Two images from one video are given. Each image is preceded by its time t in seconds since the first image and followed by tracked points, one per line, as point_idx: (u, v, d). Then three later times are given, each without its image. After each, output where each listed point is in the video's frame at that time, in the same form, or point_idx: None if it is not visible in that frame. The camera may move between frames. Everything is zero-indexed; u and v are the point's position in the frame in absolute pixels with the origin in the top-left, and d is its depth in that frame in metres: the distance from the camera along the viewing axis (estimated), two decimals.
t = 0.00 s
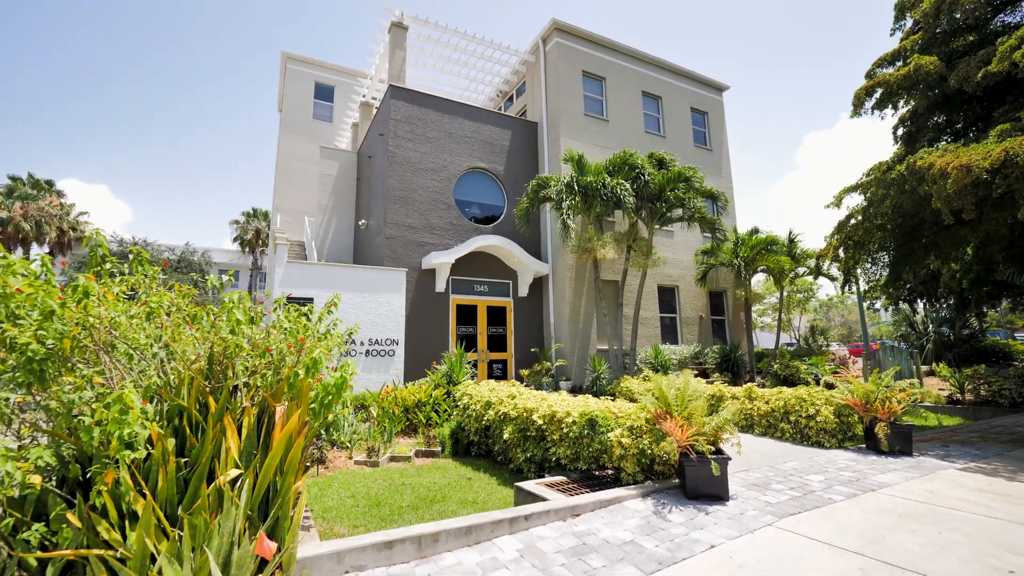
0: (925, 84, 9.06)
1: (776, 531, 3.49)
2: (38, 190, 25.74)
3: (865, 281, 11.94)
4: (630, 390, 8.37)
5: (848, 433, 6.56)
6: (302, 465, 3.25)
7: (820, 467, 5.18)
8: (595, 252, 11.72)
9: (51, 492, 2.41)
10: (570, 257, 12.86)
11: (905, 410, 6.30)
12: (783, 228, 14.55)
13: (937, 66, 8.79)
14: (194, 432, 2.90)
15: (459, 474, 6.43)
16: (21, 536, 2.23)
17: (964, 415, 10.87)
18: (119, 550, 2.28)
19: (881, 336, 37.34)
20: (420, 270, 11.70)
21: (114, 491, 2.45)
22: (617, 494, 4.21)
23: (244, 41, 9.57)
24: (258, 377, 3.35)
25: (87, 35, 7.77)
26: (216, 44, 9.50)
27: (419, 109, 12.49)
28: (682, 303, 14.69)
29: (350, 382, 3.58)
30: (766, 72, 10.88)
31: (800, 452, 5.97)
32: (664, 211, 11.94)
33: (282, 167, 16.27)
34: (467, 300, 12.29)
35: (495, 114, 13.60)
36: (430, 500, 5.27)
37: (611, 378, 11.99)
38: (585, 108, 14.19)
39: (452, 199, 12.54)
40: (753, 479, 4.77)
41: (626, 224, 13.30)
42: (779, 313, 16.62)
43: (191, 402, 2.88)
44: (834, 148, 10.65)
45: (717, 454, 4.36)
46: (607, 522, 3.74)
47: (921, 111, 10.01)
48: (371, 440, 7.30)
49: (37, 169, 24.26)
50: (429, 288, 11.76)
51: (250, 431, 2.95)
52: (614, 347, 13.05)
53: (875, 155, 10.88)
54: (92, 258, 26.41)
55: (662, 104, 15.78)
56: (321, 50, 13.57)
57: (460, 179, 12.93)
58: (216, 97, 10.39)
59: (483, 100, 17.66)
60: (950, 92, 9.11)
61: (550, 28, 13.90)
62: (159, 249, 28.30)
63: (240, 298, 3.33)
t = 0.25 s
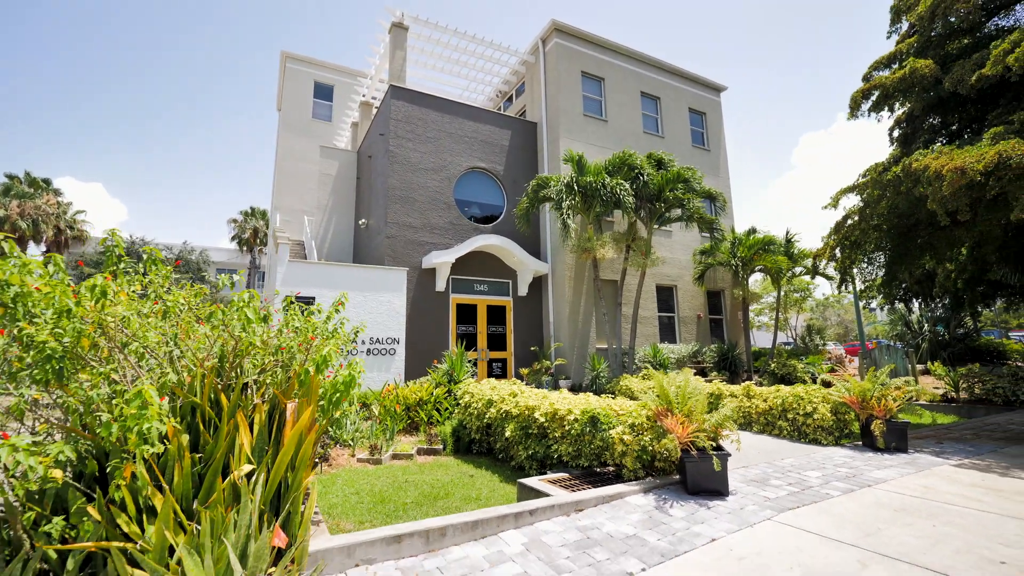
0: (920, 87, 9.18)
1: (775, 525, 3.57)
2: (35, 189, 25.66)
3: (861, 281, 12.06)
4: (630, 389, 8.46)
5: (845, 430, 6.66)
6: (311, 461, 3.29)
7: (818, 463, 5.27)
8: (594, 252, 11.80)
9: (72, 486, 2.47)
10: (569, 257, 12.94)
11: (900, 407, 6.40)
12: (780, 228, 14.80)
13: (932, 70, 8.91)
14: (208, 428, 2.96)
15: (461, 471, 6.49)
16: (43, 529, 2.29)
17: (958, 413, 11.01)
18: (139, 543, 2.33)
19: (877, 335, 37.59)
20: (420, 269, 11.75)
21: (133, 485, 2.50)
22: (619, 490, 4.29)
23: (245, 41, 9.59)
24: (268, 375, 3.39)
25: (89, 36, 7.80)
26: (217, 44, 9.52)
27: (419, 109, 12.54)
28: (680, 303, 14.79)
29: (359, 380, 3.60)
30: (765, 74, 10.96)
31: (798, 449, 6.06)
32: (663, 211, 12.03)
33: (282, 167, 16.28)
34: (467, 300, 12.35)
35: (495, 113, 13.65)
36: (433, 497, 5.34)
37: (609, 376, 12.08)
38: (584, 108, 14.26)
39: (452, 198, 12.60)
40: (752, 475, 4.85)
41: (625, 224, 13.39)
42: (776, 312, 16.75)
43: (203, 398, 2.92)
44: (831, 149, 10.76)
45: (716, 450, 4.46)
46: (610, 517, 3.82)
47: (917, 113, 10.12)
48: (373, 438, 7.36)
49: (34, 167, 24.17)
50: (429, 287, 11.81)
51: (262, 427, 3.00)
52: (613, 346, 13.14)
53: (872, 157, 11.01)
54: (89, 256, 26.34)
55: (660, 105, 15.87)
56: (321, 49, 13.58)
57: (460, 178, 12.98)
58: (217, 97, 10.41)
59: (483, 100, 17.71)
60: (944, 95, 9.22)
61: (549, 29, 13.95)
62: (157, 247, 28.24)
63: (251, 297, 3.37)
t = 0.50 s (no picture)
0: (916, 90, 9.31)
1: (775, 517, 3.67)
2: (32, 186, 25.54)
3: (857, 280, 12.20)
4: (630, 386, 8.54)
5: (842, 427, 6.77)
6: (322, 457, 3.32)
7: (816, 459, 5.38)
8: (594, 251, 11.88)
9: (94, 479, 2.53)
10: (568, 256, 13.02)
11: (897, 404, 6.51)
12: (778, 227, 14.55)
13: (927, 74, 9.04)
14: (223, 423, 3.02)
15: (463, 467, 6.56)
16: (68, 520, 2.35)
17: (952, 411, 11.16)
18: (161, 533, 2.39)
19: (873, 334, 37.84)
20: (420, 268, 11.81)
21: (153, 477, 2.56)
22: (622, 485, 4.38)
23: (246, 40, 9.59)
24: (279, 372, 3.42)
25: (88, 36, 7.82)
26: (218, 44, 9.53)
27: (420, 109, 12.58)
28: (678, 301, 14.90)
29: (367, 377, 3.62)
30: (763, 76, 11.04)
31: (796, 445, 6.17)
32: (662, 211, 12.12)
33: (281, 166, 16.31)
34: (467, 298, 12.42)
35: (495, 113, 13.71)
36: (438, 493, 5.42)
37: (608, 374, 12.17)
38: (583, 108, 14.33)
39: (452, 197, 12.66)
40: (751, 470, 4.94)
41: (624, 224, 13.48)
42: (773, 311, 16.89)
43: (218, 394, 2.97)
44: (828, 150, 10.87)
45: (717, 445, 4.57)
46: (614, 511, 3.90)
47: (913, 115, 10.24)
48: (376, 435, 7.42)
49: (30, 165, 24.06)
50: (429, 286, 11.87)
51: (274, 423, 3.05)
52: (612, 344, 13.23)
53: (868, 157, 11.11)
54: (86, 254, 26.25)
55: (659, 105, 15.95)
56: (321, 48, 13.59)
57: (460, 178, 13.03)
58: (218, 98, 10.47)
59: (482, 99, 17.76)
60: (940, 98, 9.32)
61: (549, 29, 14.03)
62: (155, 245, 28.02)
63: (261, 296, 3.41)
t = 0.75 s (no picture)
0: (912, 91, 9.41)
1: (775, 512, 3.74)
2: (29, 184, 25.47)
3: (854, 279, 12.31)
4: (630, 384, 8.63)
5: (840, 424, 6.86)
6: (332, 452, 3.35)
7: (814, 455, 5.46)
8: (593, 250, 11.95)
9: (111, 473, 2.58)
10: (568, 255, 13.08)
11: (893, 402, 6.60)
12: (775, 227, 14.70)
13: (923, 75, 9.14)
14: (235, 419, 3.06)
15: (466, 464, 6.63)
16: (88, 512, 2.39)
17: (947, 408, 11.29)
18: (179, 525, 2.43)
19: (868, 332, 38.12)
20: (420, 267, 11.86)
21: (170, 471, 2.60)
22: (625, 480, 4.45)
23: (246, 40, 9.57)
24: (289, 369, 3.44)
25: (91, 43, 7.87)
26: (218, 43, 9.51)
27: (420, 108, 12.61)
28: (677, 300, 14.99)
29: (376, 374, 3.65)
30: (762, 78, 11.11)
31: (794, 442, 6.26)
32: (661, 210, 12.20)
33: (281, 164, 16.31)
34: (467, 296, 12.47)
35: (494, 113, 13.73)
36: (441, 489, 5.48)
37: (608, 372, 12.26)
38: (583, 108, 14.39)
39: (452, 196, 12.70)
40: (750, 466, 5.03)
41: (623, 223, 13.55)
42: (770, 310, 17.02)
43: (230, 390, 3.00)
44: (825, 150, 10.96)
45: (717, 442, 4.66)
46: (617, 505, 3.98)
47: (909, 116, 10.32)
48: (379, 432, 7.48)
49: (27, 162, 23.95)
50: (429, 284, 11.91)
51: (286, 419, 3.08)
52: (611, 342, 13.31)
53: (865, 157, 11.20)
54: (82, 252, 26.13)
55: (657, 105, 16.02)
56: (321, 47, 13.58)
57: (460, 177, 13.07)
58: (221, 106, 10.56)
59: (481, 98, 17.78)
60: (936, 99, 9.40)
61: (549, 29, 14.08)
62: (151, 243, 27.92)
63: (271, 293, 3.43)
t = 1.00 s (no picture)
0: (907, 94, 9.54)
1: (774, 505, 3.83)
2: (21, 180, 25.23)
3: (850, 277, 12.45)
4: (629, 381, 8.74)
5: (836, 421, 6.98)
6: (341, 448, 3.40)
7: (810, 451, 5.57)
8: (592, 249, 12.02)
9: (129, 467, 2.62)
10: (566, 253, 13.15)
11: (888, 398, 6.73)
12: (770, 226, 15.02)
13: (918, 78, 9.28)
14: (246, 414, 3.11)
15: (467, 461, 6.69)
16: (108, 505, 2.44)
17: (940, 405, 11.47)
18: (197, 518, 2.48)
19: (861, 330, 38.51)
20: (420, 265, 11.90)
21: (187, 465, 2.65)
22: (627, 475, 4.53)
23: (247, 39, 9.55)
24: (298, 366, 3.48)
25: (94, 47, 7.75)
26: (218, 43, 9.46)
27: (419, 107, 12.63)
28: (674, 299, 15.10)
29: (384, 371, 3.69)
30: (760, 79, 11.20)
31: (791, 438, 6.37)
32: (659, 210, 12.29)
33: (279, 162, 16.28)
34: (465, 295, 12.52)
35: (493, 112, 13.77)
36: (445, 485, 5.54)
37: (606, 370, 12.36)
38: (581, 107, 14.45)
39: (452, 195, 12.74)
40: (749, 462, 5.12)
41: (621, 222, 13.64)
42: (766, 308, 17.18)
43: (242, 386, 3.05)
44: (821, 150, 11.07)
45: (717, 438, 4.75)
46: (620, 500, 4.06)
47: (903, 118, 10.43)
48: (380, 429, 7.53)
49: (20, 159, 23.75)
50: (428, 282, 11.96)
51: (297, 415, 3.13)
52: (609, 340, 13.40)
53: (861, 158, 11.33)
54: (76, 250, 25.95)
55: (655, 105, 16.10)
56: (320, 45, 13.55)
57: (459, 175, 13.11)
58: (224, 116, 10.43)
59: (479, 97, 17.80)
60: (930, 102, 9.52)
61: (548, 29, 14.13)
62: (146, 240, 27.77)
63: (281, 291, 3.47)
